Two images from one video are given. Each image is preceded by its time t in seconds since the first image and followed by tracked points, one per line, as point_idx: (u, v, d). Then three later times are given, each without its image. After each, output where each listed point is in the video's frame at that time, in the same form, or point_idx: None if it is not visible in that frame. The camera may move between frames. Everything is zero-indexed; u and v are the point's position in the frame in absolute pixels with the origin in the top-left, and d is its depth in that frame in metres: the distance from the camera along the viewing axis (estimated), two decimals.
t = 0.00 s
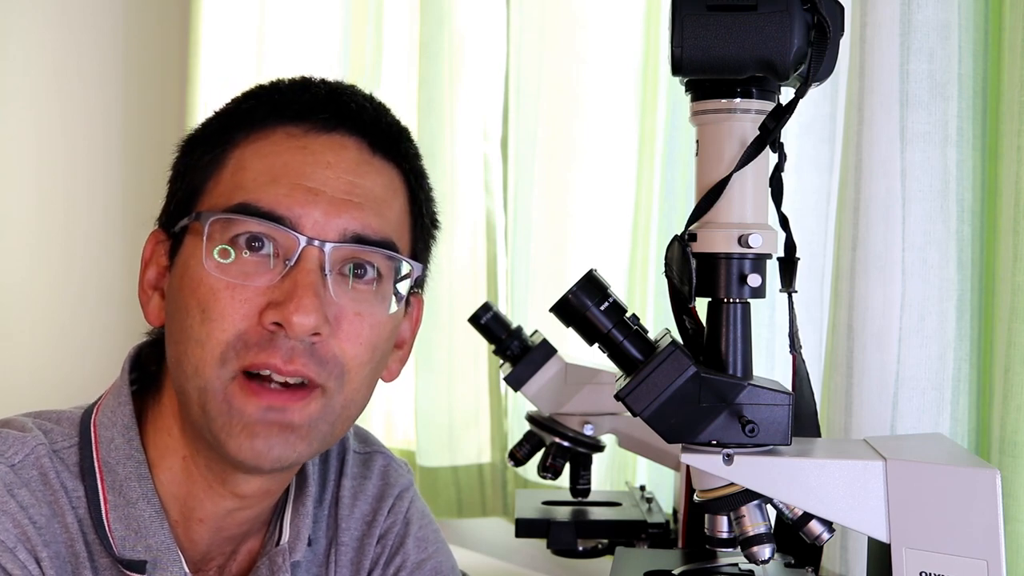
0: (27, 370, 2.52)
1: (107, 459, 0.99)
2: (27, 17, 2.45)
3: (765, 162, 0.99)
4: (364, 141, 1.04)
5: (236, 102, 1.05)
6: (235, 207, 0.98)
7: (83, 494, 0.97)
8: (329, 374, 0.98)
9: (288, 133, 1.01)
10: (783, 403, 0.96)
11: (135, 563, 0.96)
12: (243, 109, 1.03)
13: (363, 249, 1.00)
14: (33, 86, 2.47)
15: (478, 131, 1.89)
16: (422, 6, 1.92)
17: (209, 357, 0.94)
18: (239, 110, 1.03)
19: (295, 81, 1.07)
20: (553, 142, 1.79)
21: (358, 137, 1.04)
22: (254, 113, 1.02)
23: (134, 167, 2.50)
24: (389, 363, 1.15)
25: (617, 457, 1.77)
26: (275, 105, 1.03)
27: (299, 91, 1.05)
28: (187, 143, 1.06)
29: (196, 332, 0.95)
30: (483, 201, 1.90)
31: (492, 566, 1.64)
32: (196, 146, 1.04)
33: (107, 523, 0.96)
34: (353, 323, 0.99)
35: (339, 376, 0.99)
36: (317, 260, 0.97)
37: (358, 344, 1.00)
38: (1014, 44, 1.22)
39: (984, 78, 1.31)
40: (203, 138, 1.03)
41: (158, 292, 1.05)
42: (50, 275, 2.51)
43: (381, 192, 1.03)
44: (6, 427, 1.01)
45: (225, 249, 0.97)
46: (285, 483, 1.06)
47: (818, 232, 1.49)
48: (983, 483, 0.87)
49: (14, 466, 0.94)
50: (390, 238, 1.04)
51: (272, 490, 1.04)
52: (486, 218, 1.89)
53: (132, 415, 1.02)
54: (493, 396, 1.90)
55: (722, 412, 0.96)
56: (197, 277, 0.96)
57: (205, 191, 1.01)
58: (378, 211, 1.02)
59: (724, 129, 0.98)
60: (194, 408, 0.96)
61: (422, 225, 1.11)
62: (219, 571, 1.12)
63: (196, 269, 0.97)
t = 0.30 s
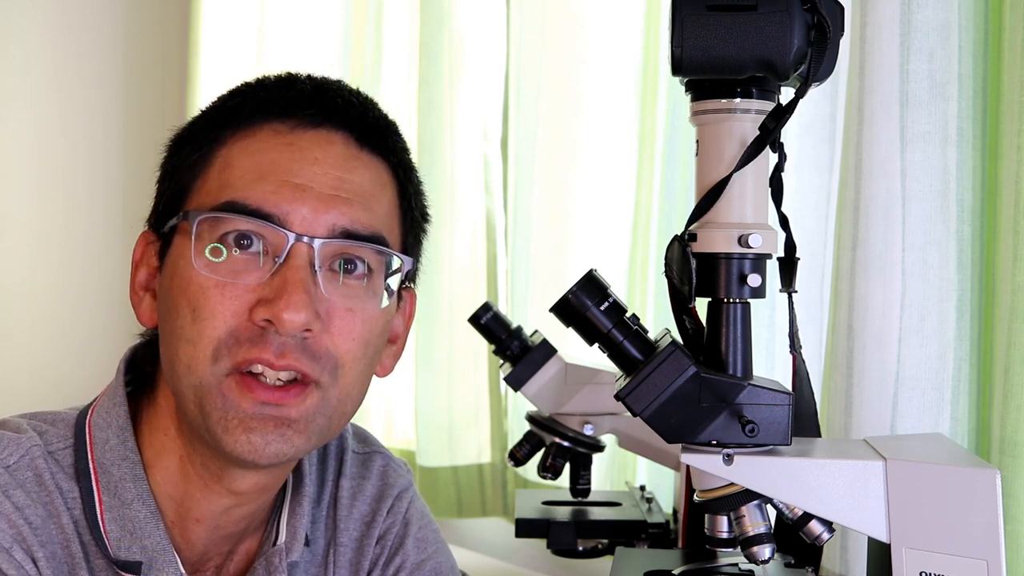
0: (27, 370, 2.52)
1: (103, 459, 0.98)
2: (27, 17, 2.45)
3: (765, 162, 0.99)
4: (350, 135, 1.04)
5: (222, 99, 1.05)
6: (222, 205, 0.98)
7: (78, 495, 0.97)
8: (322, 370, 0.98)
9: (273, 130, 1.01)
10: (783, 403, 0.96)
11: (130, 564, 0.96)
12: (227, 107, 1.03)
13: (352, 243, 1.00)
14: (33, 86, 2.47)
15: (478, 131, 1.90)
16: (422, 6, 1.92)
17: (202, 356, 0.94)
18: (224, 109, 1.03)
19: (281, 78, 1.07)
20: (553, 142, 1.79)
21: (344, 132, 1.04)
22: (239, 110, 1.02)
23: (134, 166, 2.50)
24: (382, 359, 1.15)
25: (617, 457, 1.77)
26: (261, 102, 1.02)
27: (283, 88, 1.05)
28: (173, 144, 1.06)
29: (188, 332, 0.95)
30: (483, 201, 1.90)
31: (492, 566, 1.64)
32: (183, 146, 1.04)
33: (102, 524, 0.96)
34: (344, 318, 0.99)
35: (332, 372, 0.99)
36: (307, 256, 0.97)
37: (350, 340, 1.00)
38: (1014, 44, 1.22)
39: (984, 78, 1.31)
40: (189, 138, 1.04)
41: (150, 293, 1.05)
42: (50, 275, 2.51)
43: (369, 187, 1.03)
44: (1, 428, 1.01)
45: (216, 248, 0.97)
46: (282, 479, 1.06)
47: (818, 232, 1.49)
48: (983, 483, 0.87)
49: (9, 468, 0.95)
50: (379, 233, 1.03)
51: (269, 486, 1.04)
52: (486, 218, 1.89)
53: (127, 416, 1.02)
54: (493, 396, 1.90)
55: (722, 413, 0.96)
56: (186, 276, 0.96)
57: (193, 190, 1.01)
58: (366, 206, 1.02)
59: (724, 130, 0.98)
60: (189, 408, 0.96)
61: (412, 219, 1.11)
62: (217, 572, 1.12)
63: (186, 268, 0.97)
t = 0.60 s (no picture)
0: (27, 370, 2.51)
1: (105, 459, 0.98)
2: (27, 17, 2.44)
3: (765, 162, 0.99)
4: (354, 142, 1.04)
5: (228, 104, 1.05)
6: (226, 209, 0.98)
7: (81, 495, 0.97)
8: (323, 376, 0.98)
9: (278, 135, 1.01)
10: (783, 403, 0.96)
11: (133, 563, 0.96)
12: (232, 111, 1.03)
13: (354, 250, 1.00)
14: (33, 86, 2.46)
15: (478, 131, 1.90)
16: (422, 5, 1.92)
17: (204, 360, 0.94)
18: (229, 113, 1.03)
19: (286, 82, 1.07)
20: (553, 142, 1.79)
21: (348, 138, 1.04)
22: (244, 115, 1.02)
23: (133, 166, 2.50)
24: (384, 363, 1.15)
25: (617, 457, 1.78)
26: (266, 107, 1.03)
27: (289, 93, 1.05)
28: (179, 145, 1.06)
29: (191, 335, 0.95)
30: (483, 201, 1.90)
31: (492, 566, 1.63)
32: (188, 149, 1.04)
33: (105, 523, 0.96)
34: (345, 325, 0.99)
35: (333, 377, 0.99)
36: (308, 261, 0.97)
37: (351, 346, 1.00)
38: (1013, 43, 1.22)
39: (984, 78, 1.32)
40: (194, 141, 1.04)
41: (153, 294, 1.05)
42: (50, 275, 2.50)
43: (372, 193, 1.03)
44: (4, 428, 1.01)
45: (221, 250, 0.97)
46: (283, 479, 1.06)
47: (818, 233, 1.49)
48: (983, 483, 0.88)
49: (12, 467, 0.94)
50: (381, 238, 1.03)
51: (271, 486, 1.04)
52: (485, 218, 1.89)
53: (129, 416, 1.01)
54: (493, 396, 1.91)
55: (722, 413, 0.96)
56: (190, 280, 0.96)
57: (199, 193, 1.01)
58: (368, 212, 1.02)
59: (724, 129, 0.98)
60: (190, 413, 0.96)
61: (415, 225, 1.11)
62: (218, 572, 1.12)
63: (188, 271, 0.97)
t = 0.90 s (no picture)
0: (27, 370, 2.50)
1: (111, 459, 0.97)
2: (27, 17, 2.43)
3: (765, 162, 0.99)
4: (363, 145, 1.04)
5: (236, 106, 1.05)
6: (234, 210, 0.98)
7: (87, 494, 0.95)
8: (328, 376, 0.97)
9: (287, 136, 1.01)
10: (783, 403, 0.96)
11: (138, 563, 0.94)
12: (241, 113, 1.03)
13: (361, 252, 1.00)
14: (33, 86, 2.46)
15: (478, 131, 1.89)
16: (422, 5, 1.91)
17: (210, 360, 0.94)
18: (237, 115, 1.03)
19: (295, 85, 1.07)
20: (553, 142, 1.80)
21: (356, 141, 1.03)
22: (253, 117, 1.02)
23: (133, 166, 2.48)
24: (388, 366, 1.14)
25: (617, 456, 1.78)
26: (274, 109, 1.03)
27: (297, 95, 1.05)
28: (187, 147, 1.06)
29: (197, 336, 0.95)
30: (483, 201, 1.89)
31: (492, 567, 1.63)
32: (196, 150, 1.04)
33: (110, 523, 0.95)
34: (351, 326, 0.99)
35: (338, 379, 0.98)
36: (316, 263, 0.97)
37: (357, 348, 0.99)
38: (1014, 44, 1.22)
39: (984, 78, 1.32)
40: (202, 143, 1.04)
41: (160, 295, 1.05)
42: (50, 275, 2.49)
43: (380, 196, 1.03)
44: (9, 428, 1.00)
45: (227, 253, 0.97)
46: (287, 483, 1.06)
47: (818, 233, 1.49)
48: (983, 483, 0.88)
49: (19, 466, 0.92)
50: (388, 240, 1.03)
51: (275, 490, 1.04)
52: (486, 218, 1.89)
53: (135, 416, 1.00)
54: (492, 396, 1.91)
55: (722, 412, 0.96)
56: (197, 281, 0.96)
57: (206, 194, 1.01)
58: (376, 215, 1.02)
59: (724, 129, 0.98)
60: (195, 413, 0.95)
61: (421, 228, 1.11)
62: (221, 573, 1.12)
63: (196, 272, 0.97)
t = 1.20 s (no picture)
0: (27, 370, 2.50)
1: (115, 459, 0.97)
2: (27, 17, 2.42)
3: (765, 162, 0.99)
4: (366, 145, 1.04)
5: (240, 107, 1.05)
6: (240, 211, 0.98)
7: (91, 495, 0.95)
8: (336, 378, 0.97)
9: (292, 138, 1.01)
10: (783, 403, 0.96)
11: (142, 564, 0.94)
12: (245, 115, 1.03)
13: (368, 252, 1.00)
14: (33, 86, 2.45)
15: (478, 131, 1.89)
16: (422, 5, 1.91)
17: (218, 363, 0.94)
18: (241, 116, 1.03)
19: (297, 86, 1.07)
20: (553, 142, 1.80)
21: (360, 141, 1.04)
22: (257, 118, 1.02)
23: (134, 166, 2.48)
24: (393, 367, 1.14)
25: (617, 456, 1.78)
26: (278, 110, 1.03)
27: (300, 97, 1.05)
28: (190, 150, 1.06)
29: (206, 339, 0.95)
30: (483, 200, 1.89)
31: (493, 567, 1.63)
32: (199, 152, 1.04)
33: (114, 524, 0.94)
34: (359, 327, 0.99)
35: (345, 380, 0.98)
36: (323, 263, 0.97)
37: (364, 349, 0.99)
38: (1014, 43, 1.22)
39: (984, 78, 1.32)
40: (205, 145, 1.04)
41: (163, 299, 1.05)
42: (50, 275, 2.48)
43: (385, 196, 1.03)
44: (13, 428, 1.00)
45: (227, 255, 0.97)
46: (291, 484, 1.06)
47: (818, 233, 1.49)
48: (983, 483, 0.88)
49: (24, 466, 0.92)
50: (393, 240, 1.03)
51: (279, 490, 1.04)
52: (486, 218, 1.89)
53: (139, 417, 1.00)
54: (492, 396, 1.90)
55: (722, 412, 0.96)
56: (204, 284, 0.96)
57: (211, 195, 1.01)
58: (381, 214, 1.02)
59: (724, 129, 0.98)
60: (204, 416, 0.95)
61: (425, 228, 1.11)
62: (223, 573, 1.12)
63: (203, 274, 0.97)
